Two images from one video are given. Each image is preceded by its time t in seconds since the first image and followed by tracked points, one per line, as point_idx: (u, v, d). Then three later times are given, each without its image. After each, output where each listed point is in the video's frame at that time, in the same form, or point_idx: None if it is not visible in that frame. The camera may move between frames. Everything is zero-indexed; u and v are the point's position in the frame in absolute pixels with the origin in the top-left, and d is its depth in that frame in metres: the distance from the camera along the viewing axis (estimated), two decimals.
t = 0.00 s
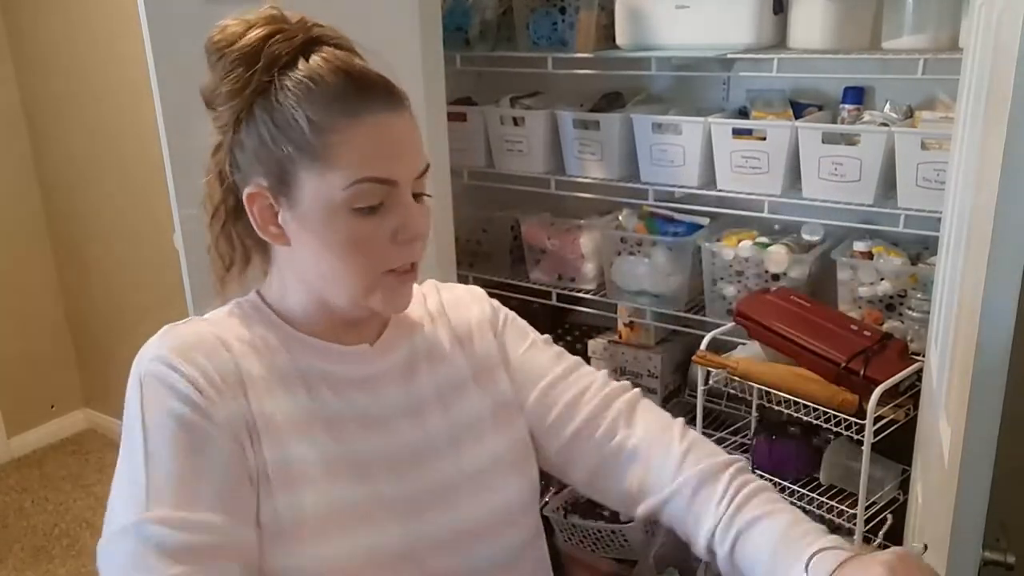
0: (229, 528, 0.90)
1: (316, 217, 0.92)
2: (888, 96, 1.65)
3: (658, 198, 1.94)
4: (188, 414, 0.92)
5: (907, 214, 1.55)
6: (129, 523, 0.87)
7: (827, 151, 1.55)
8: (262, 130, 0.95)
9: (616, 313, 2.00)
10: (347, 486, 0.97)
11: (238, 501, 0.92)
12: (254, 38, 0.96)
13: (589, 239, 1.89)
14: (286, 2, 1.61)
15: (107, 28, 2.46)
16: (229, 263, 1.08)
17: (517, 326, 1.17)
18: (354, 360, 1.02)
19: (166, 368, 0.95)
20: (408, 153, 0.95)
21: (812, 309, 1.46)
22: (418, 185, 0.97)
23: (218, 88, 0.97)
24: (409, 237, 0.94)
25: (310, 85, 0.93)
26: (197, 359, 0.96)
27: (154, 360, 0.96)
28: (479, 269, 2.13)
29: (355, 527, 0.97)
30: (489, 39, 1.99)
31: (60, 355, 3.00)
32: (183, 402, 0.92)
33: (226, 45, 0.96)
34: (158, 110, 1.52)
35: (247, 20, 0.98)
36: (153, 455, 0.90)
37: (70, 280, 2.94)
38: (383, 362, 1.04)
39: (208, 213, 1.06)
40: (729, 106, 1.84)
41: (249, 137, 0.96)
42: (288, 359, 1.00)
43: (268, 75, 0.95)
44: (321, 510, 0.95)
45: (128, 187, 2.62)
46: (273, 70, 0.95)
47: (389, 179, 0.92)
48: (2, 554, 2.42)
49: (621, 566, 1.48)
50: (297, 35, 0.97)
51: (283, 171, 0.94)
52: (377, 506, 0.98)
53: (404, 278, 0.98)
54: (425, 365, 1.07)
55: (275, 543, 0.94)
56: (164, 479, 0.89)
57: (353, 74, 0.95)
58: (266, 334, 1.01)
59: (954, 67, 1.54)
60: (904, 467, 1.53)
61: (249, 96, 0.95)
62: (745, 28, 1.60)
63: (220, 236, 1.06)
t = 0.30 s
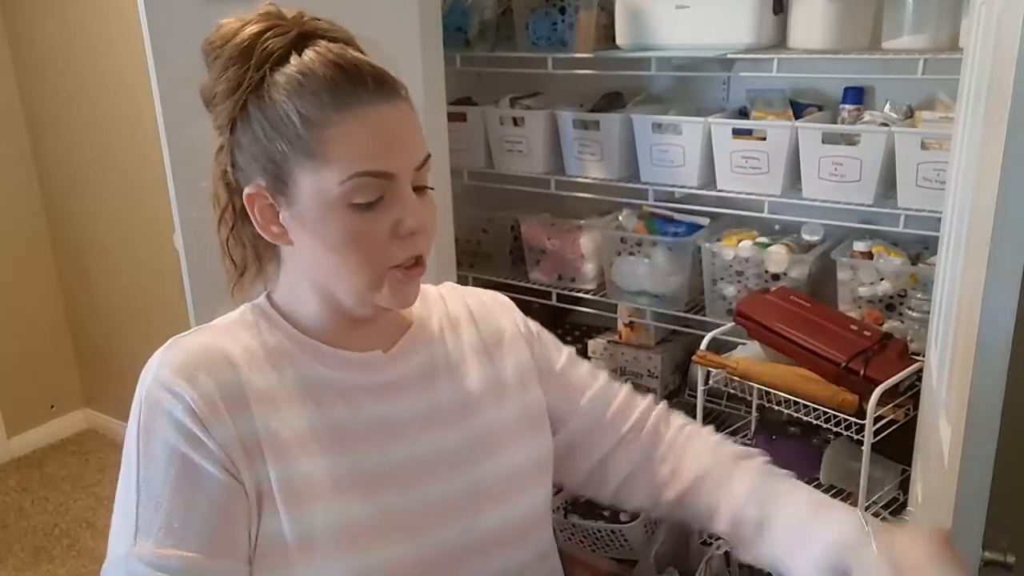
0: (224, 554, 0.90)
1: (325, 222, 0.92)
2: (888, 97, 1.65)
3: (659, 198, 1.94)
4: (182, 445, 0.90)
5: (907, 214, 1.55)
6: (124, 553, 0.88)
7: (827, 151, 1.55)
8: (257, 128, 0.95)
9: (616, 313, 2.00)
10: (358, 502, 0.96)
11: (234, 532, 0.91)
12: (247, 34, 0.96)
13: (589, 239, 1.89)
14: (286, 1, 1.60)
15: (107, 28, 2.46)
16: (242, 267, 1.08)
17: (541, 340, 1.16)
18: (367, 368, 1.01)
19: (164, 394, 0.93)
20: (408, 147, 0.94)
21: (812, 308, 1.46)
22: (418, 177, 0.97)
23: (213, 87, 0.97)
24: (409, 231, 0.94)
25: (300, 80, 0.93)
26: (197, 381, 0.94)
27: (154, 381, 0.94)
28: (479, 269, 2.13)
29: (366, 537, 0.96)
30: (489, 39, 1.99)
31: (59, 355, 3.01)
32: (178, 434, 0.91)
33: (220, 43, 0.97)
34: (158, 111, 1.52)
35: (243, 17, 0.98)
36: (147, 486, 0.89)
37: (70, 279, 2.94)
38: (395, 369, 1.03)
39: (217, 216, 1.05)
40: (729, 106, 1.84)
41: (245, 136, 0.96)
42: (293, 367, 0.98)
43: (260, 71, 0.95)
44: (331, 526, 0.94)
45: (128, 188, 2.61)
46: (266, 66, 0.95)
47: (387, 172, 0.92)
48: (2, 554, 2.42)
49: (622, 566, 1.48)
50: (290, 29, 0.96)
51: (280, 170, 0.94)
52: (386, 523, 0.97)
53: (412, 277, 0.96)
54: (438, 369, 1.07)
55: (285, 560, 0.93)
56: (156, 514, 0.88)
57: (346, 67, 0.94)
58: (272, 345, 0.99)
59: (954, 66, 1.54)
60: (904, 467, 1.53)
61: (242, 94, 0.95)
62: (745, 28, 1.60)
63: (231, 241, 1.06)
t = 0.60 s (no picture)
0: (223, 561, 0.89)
1: (326, 229, 0.92)
2: (888, 97, 1.65)
3: (658, 198, 1.94)
4: (179, 455, 0.90)
5: (907, 214, 1.55)
6: (124, 565, 0.88)
7: (827, 151, 1.55)
8: (253, 137, 0.95)
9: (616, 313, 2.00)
10: (360, 507, 0.96)
11: (235, 539, 0.91)
12: (238, 40, 0.95)
13: (589, 239, 1.89)
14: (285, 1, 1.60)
15: (107, 28, 2.46)
16: (234, 273, 1.07)
17: (541, 339, 1.15)
18: (371, 372, 1.01)
19: (163, 402, 0.93)
20: (409, 150, 0.94)
21: (813, 309, 1.46)
22: (419, 181, 0.97)
23: (206, 94, 0.97)
24: (412, 237, 0.94)
25: (296, 88, 0.93)
26: (194, 391, 0.93)
27: (153, 389, 0.94)
28: (479, 269, 2.13)
29: (370, 541, 0.96)
30: (489, 39, 2.00)
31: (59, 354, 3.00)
32: (177, 443, 0.91)
33: (210, 50, 0.96)
34: (158, 110, 1.52)
35: (231, 21, 0.97)
36: (145, 497, 0.89)
37: (70, 279, 2.94)
38: (397, 371, 1.03)
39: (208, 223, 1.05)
40: (729, 106, 1.84)
41: (240, 144, 0.96)
42: (293, 372, 0.98)
43: (253, 79, 0.94)
44: (334, 530, 0.94)
45: (128, 188, 2.61)
46: (259, 73, 0.94)
47: (388, 178, 0.92)
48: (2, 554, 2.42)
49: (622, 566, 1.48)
50: (282, 33, 0.96)
51: (278, 179, 0.94)
52: (389, 528, 0.97)
53: (414, 279, 0.96)
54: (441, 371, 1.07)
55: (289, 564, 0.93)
56: (155, 524, 0.88)
57: (341, 72, 0.94)
58: (272, 350, 0.98)
59: (954, 66, 1.54)
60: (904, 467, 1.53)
61: (236, 102, 0.95)
62: (745, 28, 1.60)
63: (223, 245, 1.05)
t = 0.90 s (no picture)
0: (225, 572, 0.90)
1: (319, 231, 0.92)
2: (888, 97, 1.65)
3: (658, 198, 1.94)
4: (173, 472, 0.90)
5: (907, 214, 1.55)
6: None
7: (827, 151, 1.55)
8: (241, 136, 0.94)
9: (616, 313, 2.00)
10: (357, 513, 0.97)
11: (237, 549, 0.92)
12: (223, 40, 0.95)
13: (589, 239, 1.89)
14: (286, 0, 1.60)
15: (107, 29, 2.46)
16: (217, 277, 1.09)
17: (532, 345, 1.18)
18: (364, 376, 1.02)
19: (153, 417, 0.93)
20: (398, 151, 0.95)
21: (812, 308, 1.46)
22: (408, 180, 0.97)
23: (191, 95, 0.96)
24: (404, 235, 0.94)
25: (284, 86, 0.93)
26: (182, 405, 0.94)
27: (141, 404, 0.94)
28: (479, 269, 2.13)
29: (366, 546, 0.97)
30: (489, 39, 2.00)
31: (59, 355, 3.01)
32: (169, 459, 0.91)
33: (194, 50, 0.95)
34: (159, 111, 1.53)
35: (214, 21, 0.97)
36: (145, 515, 0.91)
37: (70, 279, 2.94)
38: (390, 376, 1.04)
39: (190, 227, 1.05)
40: (729, 106, 1.84)
41: (227, 144, 0.95)
42: (283, 378, 0.98)
43: (240, 79, 0.94)
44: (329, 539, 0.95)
45: (127, 187, 2.61)
46: (246, 72, 0.94)
47: (378, 177, 0.92)
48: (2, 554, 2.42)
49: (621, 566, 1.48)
50: (266, 33, 0.96)
51: (267, 180, 0.94)
52: (386, 534, 0.98)
53: (406, 277, 0.97)
54: (439, 375, 1.08)
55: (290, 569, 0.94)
56: (155, 539, 0.90)
57: (327, 71, 0.94)
58: (263, 358, 0.99)
59: (954, 66, 1.54)
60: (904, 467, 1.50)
61: (223, 102, 0.94)
62: (745, 28, 1.60)
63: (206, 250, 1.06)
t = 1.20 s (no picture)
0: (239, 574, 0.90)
1: (315, 234, 0.92)
2: (888, 97, 1.65)
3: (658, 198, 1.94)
4: (182, 477, 0.90)
5: (907, 214, 1.55)
6: None
7: (827, 151, 1.55)
8: (231, 143, 0.94)
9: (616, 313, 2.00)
10: (365, 515, 0.98)
11: (251, 552, 0.91)
12: (204, 47, 0.95)
13: (589, 239, 1.89)
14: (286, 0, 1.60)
15: (107, 28, 2.46)
16: (211, 286, 1.10)
17: (524, 356, 1.19)
18: (366, 378, 1.02)
19: (158, 423, 0.92)
20: (389, 148, 0.95)
21: (811, 309, 1.47)
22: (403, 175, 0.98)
23: (176, 106, 0.96)
24: (401, 232, 0.95)
25: (271, 90, 0.93)
26: (188, 410, 0.93)
27: (145, 411, 0.94)
28: (479, 269, 2.12)
29: (372, 549, 0.97)
30: (489, 39, 2.00)
31: (59, 355, 3.01)
32: (177, 464, 0.90)
33: (176, 60, 0.95)
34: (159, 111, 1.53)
35: (193, 30, 0.97)
36: (158, 520, 0.90)
37: (70, 280, 2.94)
38: (390, 379, 1.04)
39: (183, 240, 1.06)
40: (729, 106, 1.84)
41: (216, 152, 0.95)
42: (282, 381, 0.98)
43: (225, 85, 0.94)
44: (337, 542, 0.96)
45: (128, 187, 2.61)
46: (230, 79, 0.94)
47: (372, 175, 0.93)
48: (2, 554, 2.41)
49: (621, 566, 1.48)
50: (247, 38, 0.96)
51: (261, 186, 0.94)
52: (394, 537, 0.99)
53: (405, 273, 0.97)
54: (439, 379, 1.08)
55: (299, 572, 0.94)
56: (168, 544, 0.89)
57: (312, 71, 0.94)
58: (264, 362, 0.99)
59: (954, 66, 1.54)
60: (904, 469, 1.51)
61: (210, 111, 0.94)
62: (746, 28, 1.60)
63: (201, 264, 1.08)
